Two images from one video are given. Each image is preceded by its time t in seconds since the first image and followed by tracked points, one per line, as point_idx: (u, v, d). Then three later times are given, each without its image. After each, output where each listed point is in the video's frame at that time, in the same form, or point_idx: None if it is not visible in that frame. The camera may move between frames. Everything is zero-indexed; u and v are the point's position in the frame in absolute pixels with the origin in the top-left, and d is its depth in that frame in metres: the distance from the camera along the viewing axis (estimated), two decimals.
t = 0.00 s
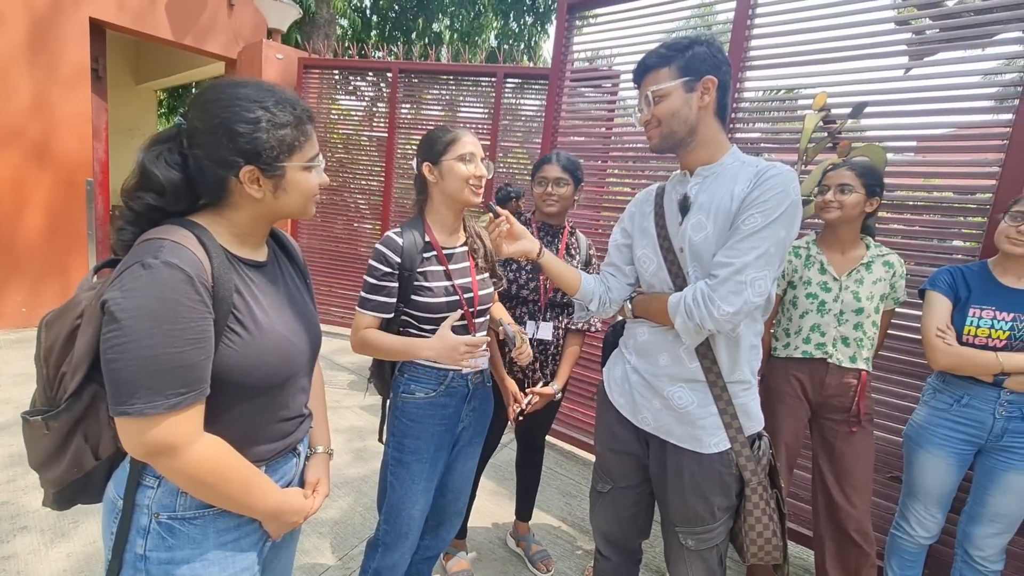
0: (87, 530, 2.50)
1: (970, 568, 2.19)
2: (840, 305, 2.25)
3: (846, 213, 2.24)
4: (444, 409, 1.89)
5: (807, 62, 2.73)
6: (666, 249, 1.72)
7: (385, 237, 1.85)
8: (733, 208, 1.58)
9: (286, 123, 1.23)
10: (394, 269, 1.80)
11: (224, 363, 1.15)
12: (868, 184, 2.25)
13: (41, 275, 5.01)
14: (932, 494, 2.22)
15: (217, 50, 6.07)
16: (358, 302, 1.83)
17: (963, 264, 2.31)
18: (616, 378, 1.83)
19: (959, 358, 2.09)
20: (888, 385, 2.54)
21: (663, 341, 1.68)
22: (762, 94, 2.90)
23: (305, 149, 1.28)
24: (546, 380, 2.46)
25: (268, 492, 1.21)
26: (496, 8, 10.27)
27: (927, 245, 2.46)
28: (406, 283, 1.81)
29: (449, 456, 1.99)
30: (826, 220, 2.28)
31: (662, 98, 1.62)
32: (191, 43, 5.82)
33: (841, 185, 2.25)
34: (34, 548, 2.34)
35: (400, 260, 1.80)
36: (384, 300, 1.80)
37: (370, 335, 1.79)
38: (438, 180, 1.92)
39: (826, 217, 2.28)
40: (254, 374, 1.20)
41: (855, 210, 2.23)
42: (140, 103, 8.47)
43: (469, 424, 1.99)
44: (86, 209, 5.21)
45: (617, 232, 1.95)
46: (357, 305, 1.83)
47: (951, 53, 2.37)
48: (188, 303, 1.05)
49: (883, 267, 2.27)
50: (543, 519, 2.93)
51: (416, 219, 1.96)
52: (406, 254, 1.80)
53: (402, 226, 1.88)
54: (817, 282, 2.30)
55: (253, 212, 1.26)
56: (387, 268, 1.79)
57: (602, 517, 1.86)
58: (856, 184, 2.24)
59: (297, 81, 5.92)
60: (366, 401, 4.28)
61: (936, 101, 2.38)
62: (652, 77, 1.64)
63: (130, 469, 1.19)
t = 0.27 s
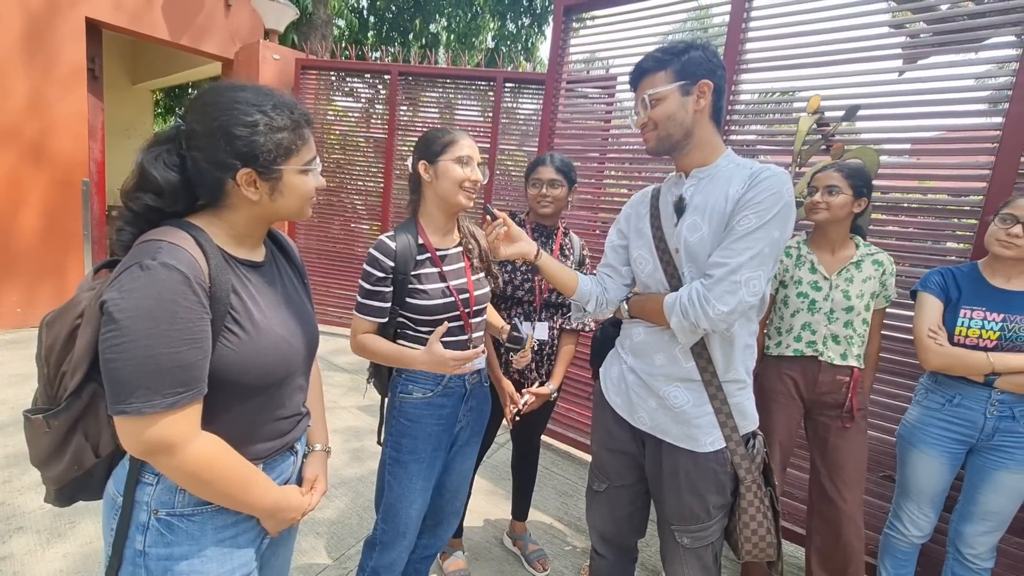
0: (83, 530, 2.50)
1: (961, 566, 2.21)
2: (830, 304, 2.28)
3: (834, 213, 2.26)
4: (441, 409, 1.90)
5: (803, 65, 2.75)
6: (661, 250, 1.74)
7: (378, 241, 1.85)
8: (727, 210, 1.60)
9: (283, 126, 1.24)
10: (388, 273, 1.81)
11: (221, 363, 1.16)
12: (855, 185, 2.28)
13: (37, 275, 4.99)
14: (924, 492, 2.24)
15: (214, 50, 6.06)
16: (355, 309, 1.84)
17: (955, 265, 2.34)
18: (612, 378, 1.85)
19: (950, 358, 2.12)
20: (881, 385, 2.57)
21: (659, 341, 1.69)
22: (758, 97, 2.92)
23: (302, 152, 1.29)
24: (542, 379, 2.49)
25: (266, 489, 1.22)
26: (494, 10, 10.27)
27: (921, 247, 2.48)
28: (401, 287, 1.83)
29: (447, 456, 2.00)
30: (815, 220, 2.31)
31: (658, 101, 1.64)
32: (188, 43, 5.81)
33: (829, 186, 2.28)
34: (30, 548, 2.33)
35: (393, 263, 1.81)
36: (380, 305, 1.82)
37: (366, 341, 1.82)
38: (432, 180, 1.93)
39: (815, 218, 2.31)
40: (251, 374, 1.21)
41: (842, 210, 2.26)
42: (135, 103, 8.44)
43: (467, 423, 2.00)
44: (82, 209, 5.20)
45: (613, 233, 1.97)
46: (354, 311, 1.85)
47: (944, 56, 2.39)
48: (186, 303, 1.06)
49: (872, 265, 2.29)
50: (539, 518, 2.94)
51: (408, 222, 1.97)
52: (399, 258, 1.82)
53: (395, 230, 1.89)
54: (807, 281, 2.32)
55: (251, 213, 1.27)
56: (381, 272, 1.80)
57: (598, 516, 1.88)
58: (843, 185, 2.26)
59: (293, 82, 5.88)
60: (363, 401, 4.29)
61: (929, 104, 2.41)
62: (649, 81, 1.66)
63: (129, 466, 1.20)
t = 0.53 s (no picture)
0: (80, 530, 2.50)
1: (955, 564, 2.23)
2: (830, 302, 2.29)
3: (835, 213, 2.28)
4: (437, 408, 1.90)
5: (799, 67, 2.77)
6: (658, 249, 1.75)
7: (372, 241, 1.86)
8: (724, 209, 1.61)
9: (281, 127, 1.25)
10: (383, 274, 1.81)
11: (220, 362, 1.16)
12: (856, 185, 2.29)
13: (33, 275, 4.98)
14: (918, 491, 2.26)
15: (212, 50, 6.05)
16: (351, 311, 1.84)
17: (949, 266, 2.36)
18: (610, 377, 1.86)
19: (943, 358, 2.13)
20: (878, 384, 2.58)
21: (657, 340, 1.70)
22: (754, 98, 2.94)
23: (300, 153, 1.29)
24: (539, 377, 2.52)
25: (266, 485, 1.23)
26: (492, 10, 10.25)
27: (917, 247, 2.50)
28: (396, 287, 1.83)
29: (444, 455, 2.01)
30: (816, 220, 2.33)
31: (656, 103, 1.65)
32: (185, 42, 5.81)
33: (831, 186, 2.29)
34: (27, 549, 2.33)
35: (388, 264, 1.82)
36: (373, 306, 1.82)
37: (367, 348, 1.82)
38: (428, 181, 1.93)
39: (816, 217, 2.32)
40: (251, 372, 1.21)
41: (843, 210, 2.27)
42: (132, 103, 8.42)
43: (463, 422, 2.01)
44: (78, 209, 5.18)
45: (610, 233, 1.98)
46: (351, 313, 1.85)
47: (939, 58, 2.41)
48: (185, 303, 1.07)
49: (871, 264, 2.31)
50: (536, 518, 2.95)
51: (401, 222, 1.97)
52: (394, 258, 1.82)
53: (389, 230, 1.90)
54: (808, 279, 2.33)
55: (250, 213, 1.27)
56: (376, 274, 1.80)
57: (595, 515, 1.89)
58: (844, 185, 2.28)
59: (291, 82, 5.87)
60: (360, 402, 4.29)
61: (923, 106, 2.43)
62: (647, 83, 1.67)
63: (130, 463, 1.20)
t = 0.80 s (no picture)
0: (79, 530, 2.49)
1: (953, 563, 2.23)
2: (839, 300, 2.29)
3: (846, 210, 2.28)
4: (433, 407, 1.90)
5: (797, 68, 2.78)
6: (657, 249, 1.76)
7: (372, 240, 1.85)
8: (723, 210, 1.62)
9: (281, 127, 1.25)
10: (383, 272, 1.81)
11: (223, 361, 1.17)
12: (867, 183, 2.29)
13: (30, 275, 4.97)
14: (917, 491, 2.27)
15: (210, 51, 6.05)
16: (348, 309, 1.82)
17: (947, 266, 2.37)
18: (610, 378, 1.87)
19: (941, 358, 2.14)
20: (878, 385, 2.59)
21: (656, 340, 1.71)
22: (753, 99, 2.94)
23: (301, 153, 1.30)
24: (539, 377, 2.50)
25: (268, 483, 1.23)
26: (491, 11, 10.25)
27: (916, 248, 2.51)
28: (395, 285, 1.82)
29: (440, 455, 2.01)
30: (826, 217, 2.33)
31: (678, 95, 1.62)
32: (184, 43, 5.80)
33: (841, 184, 2.30)
34: (25, 549, 2.32)
35: (388, 263, 1.82)
36: (371, 303, 1.81)
37: (365, 341, 1.79)
38: (431, 180, 1.93)
39: (826, 214, 2.32)
40: (253, 371, 1.22)
41: (854, 208, 2.28)
42: (130, 103, 8.41)
43: (459, 421, 2.01)
44: (76, 209, 5.18)
45: (609, 233, 1.99)
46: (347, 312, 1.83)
47: (938, 60, 2.42)
48: (188, 302, 1.07)
49: (879, 265, 2.31)
50: (535, 518, 2.95)
51: (403, 221, 1.98)
52: (394, 257, 1.82)
53: (390, 228, 1.90)
54: (817, 276, 2.34)
55: (250, 213, 1.27)
56: (376, 271, 1.80)
57: (595, 516, 1.89)
58: (855, 183, 2.28)
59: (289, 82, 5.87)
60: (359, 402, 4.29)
61: (921, 108, 2.44)
62: (668, 72, 1.64)
63: (134, 462, 1.21)
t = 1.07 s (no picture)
0: (78, 531, 2.48)
1: (954, 564, 2.23)
2: (842, 301, 2.29)
3: (854, 212, 2.28)
4: (429, 405, 1.90)
5: (797, 69, 2.78)
6: (661, 251, 1.75)
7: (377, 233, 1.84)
8: (728, 212, 1.62)
9: (285, 126, 1.25)
10: (387, 266, 1.80)
11: (222, 360, 1.16)
12: (877, 184, 2.28)
13: (30, 275, 4.96)
14: (917, 491, 2.26)
15: (210, 51, 6.05)
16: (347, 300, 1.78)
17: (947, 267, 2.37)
18: (613, 378, 1.86)
19: (942, 359, 2.14)
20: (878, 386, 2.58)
21: (663, 341, 1.70)
22: (753, 100, 2.94)
23: (304, 152, 1.29)
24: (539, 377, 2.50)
25: (267, 483, 1.22)
26: (491, 12, 10.24)
27: (916, 249, 2.51)
28: (398, 279, 1.81)
29: (436, 455, 2.01)
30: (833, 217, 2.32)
31: (696, 95, 1.62)
32: (184, 43, 5.81)
33: (851, 184, 2.29)
34: (23, 549, 2.31)
35: (393, 256, 1.80)
36: (373, 294, 1.78)
37: (366, 328, 1.73)
38: (433, 179, 1.93)
39: (834, 215, 2.32)
40: (252, 371, 1.21)
41: (862, 209, 2.28)
42: (130, 103, 8.41)
43: (454, 420, 2.01)
44: (76, 209, 5.17)
45: (607, 235, 1.98)
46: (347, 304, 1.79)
47: (938, 61, 2.42)
48: (187, 300, 1.06)
49: (886, 266, 2.31)
50: (535, 519, 2.95)
51: (405, 216, 1.98)
52: (399, 251, 1.81)
53: (393, 224, 1.89)
54: (820, 276, 2.33)
55: (252, 211, 1.27)
56: (380, 265, 1.79)
57: (596, 516, 1.88)
58: (864, 184, 2.28)
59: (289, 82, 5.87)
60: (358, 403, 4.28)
61: (921, 108, 2.44)
62: (689, 73, 1.63)
63: (133, 461, 1.21)
